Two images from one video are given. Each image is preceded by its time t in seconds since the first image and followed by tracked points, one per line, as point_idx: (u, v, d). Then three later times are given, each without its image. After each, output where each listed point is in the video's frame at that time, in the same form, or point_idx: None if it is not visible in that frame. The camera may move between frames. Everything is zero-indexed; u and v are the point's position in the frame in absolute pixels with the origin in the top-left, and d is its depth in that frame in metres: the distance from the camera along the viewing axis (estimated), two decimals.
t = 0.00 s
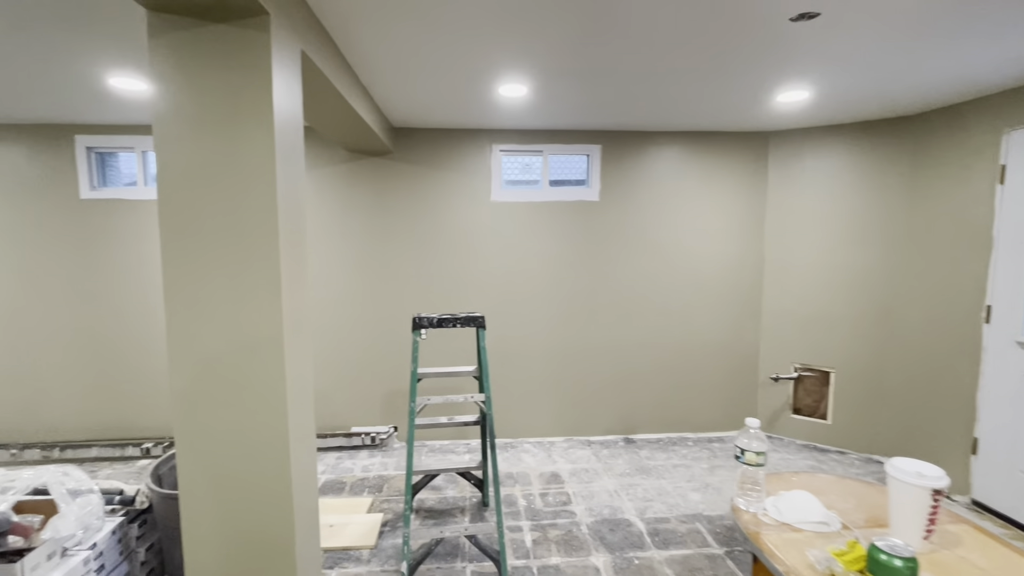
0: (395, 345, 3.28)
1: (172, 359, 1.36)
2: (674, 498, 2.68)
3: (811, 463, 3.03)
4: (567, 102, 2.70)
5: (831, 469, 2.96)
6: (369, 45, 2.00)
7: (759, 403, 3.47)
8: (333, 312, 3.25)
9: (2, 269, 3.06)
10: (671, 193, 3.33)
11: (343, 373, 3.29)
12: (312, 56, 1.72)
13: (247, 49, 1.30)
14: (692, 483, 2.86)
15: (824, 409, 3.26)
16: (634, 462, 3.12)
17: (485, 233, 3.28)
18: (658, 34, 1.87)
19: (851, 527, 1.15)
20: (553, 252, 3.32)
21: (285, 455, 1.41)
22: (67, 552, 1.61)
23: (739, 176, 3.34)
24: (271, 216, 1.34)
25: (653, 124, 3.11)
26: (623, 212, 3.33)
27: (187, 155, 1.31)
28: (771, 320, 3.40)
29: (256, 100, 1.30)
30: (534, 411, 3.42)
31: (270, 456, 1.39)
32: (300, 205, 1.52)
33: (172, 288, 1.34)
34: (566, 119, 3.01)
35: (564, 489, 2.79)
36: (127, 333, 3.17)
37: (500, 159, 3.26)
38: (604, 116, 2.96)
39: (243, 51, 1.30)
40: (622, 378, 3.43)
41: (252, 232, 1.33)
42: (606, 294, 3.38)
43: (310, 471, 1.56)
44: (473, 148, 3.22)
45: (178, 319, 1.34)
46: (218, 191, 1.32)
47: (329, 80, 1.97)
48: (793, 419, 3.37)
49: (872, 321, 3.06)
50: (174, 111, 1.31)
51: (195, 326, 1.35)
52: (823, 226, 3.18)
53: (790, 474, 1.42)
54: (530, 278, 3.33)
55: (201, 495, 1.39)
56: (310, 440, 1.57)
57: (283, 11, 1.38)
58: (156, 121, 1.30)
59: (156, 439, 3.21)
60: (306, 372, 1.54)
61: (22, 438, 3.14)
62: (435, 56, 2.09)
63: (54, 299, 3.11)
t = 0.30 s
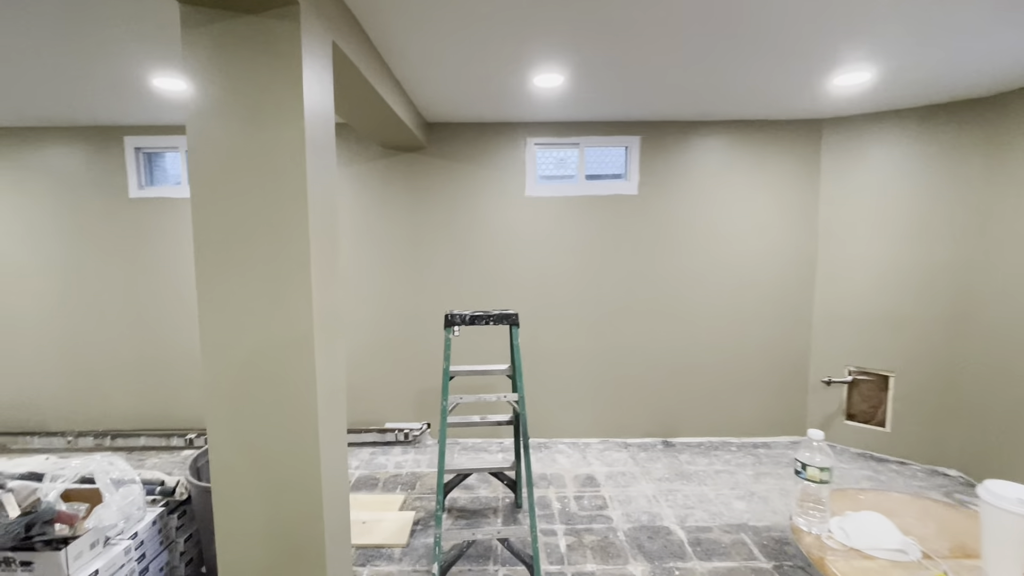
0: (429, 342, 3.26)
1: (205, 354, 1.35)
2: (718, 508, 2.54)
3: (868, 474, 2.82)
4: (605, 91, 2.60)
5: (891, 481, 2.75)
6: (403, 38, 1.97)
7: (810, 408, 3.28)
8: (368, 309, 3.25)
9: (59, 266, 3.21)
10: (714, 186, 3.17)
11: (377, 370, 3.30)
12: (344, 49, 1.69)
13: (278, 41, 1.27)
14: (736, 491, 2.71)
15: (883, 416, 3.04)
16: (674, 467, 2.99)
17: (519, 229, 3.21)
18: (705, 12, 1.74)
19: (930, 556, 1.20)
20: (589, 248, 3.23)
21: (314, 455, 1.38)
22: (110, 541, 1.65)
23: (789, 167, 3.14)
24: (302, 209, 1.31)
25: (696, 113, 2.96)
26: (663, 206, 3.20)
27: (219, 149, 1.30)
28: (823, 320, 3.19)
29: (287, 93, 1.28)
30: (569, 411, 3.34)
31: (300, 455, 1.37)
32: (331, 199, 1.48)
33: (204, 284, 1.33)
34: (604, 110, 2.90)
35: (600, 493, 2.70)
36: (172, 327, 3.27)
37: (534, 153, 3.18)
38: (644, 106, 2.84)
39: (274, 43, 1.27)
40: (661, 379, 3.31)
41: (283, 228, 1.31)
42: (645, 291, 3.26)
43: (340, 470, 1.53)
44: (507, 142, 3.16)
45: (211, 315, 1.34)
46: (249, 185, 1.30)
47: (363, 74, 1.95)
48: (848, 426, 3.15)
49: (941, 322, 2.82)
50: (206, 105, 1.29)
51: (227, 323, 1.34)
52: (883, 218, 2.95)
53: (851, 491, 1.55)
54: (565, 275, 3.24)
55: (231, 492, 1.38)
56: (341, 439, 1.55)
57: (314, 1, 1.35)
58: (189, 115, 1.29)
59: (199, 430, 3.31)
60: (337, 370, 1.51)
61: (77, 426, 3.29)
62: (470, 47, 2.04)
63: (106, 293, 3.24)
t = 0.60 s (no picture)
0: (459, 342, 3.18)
1: (210, 354, 1.30)
2: (764, 532, 2.31)
3: (942, 503, 2.50)
4: (646, 78, 2.41)
5: (969, 513, 2.42)
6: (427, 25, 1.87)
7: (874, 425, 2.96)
8: (398, 306, 3.21)
9: (111, 260, 3.35)
10: (767, 180, 2.92)
11: (406, 369, 3.24)
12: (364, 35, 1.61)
13: (283, 22, 1.19)
14: (786, 514, 2.46)
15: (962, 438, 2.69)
16: (716, 483, 2.76)
17: (553, 226, 3.07)
18: None
19: None
20: (627, 246, 3.04)
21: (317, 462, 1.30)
22: (126, 536, 1.64)
23: (853, 159, 2.84)
24: (306, 202, 1.22)
25: (747, 101, 2.72)
26: (709, 202, 2.97)
27: (224, 140, 1.23)
28: (891, 329, 2.88)
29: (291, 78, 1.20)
30: (604, 418, 3.17)
31: (302, 462, 1.29)
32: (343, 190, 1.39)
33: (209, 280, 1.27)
34: (645, 99, 2.72)
35: (634, 508, 2.52)
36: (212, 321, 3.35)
37: (571, 146, 3.03)
38: (689, 93, 2.63)
39: (278, 24, 1.19)
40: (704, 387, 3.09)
41: (286, 222, 1.23)
42: (688, 293, 3.04)
43: (349, 478, 1.45)
44: (543, 136, 3.02)
45: (216, 313, 1.28)
46: (253, 177, 1.23)
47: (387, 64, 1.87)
48: (918, 447, 2.82)
49: None
50: (211, 94, 1.23)
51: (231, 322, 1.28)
52: (966, 215, 2.61)
53: (931, 545, 2.06)
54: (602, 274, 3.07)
55: (234, 497, 1.32)
56: (351, 445, 1.46)
57: None
58: (195, 105, 1.23)
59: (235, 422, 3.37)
60: (347, 372, 1.42)
61: (124, 414, 3.43)
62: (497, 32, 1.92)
63: (152, 287, 3.36)
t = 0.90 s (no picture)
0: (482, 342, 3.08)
1: (199, 358, 1.23)
2: (806, 560, 2.10)
3: (1019, 538, 2.20)
4: (683, 63, 2.22)
5: None
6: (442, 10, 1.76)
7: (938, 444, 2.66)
8: (422, 304, 3.14)
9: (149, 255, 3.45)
10: (819, 172, 2.65)
11: (429, 367, 3.18)
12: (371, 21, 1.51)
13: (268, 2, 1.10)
14: (832, 541, 2.23)
15: None
16: (754, 502, 2.55)
17: (582, 222, 2.91)
18: None
19: None
20: (661, 244, 2.85)
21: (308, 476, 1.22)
22: (134, 535, 1.62)
23: (922, 148, 2.54)
24: (294, 198, 1.13)
25: (798, 85, 2.47)
26: (753, 196, 2.73)
27: (211, 132, 1.16)
28: (962, 339, 2.57)
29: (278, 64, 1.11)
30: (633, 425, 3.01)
31: (293, 474, 1.21)
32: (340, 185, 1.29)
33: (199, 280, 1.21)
34: (683, 85, 2.51)
35: (662, 525, 2.35)
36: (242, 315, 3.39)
37: (602, 138, 2.85)
38: (732, 78, 2.40)
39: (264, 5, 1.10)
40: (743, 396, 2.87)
41: (274, 219, 1.15)
42: (728, 295, 2.82)
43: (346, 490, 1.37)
44: (572, 127, 2.86)
45: (205, 315, 1.22)
46: (241, 172, 1.15)
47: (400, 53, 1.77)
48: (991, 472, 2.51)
49: None
50: (198, 85, 1.15)
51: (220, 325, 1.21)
52: None
53: None
54: (633, 273, 2.90)
55: (226, 507, 1.26)
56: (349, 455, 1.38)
57: None
58: (181, 97, 1.16)
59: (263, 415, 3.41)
60: (344, 380, 1.34)
61: (159, 403, 3.55)
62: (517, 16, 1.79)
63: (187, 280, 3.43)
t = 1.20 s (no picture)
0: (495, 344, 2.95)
1: (173, 366, 1.13)
2: None
3: None
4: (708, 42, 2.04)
5: None
6: None
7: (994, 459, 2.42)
8: (433, 304, 3.03)
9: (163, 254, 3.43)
10: (860, 160, 2.43)
11: (441, 370, 3.07)
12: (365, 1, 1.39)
13: None
14: (876, 565, 2.03)
15: None
16: (788, 518, 2.35)
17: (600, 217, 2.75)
18: None
19: None
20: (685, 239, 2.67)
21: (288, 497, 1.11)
22: (122, 548, 1.54)
23: (977, 132, 2.29)
24: (268, 190, 1.02)
25: (837, 65, 2.25)
26: (785, 187, 2.52)
27: (181, 119, 1.05)
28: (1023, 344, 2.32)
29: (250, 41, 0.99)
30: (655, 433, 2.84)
31: (272, 495, 1.10)
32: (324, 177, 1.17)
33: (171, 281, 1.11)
34: (708, 69, 2.33)
35: (687, 542, 2.18)
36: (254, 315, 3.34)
37: (621, 127, 2.68)
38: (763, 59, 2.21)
39: None
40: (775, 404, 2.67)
41: (248, 214, 1.03)
42: (758, 294, 2.62)
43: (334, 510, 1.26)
44: (589, 117, 2.70)
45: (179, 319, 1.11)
46: (212, 162, 1.04)
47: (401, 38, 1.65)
48: None
49: None
50: (166, 67, 1.05)
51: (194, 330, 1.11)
52: None
53: None
54: (654, 271, 2.72)
55: (203, 527, 1.16)
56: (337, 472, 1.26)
57: None
58: (149, 80, 1.06)
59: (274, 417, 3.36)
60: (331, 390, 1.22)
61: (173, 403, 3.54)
62: None
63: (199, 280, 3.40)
